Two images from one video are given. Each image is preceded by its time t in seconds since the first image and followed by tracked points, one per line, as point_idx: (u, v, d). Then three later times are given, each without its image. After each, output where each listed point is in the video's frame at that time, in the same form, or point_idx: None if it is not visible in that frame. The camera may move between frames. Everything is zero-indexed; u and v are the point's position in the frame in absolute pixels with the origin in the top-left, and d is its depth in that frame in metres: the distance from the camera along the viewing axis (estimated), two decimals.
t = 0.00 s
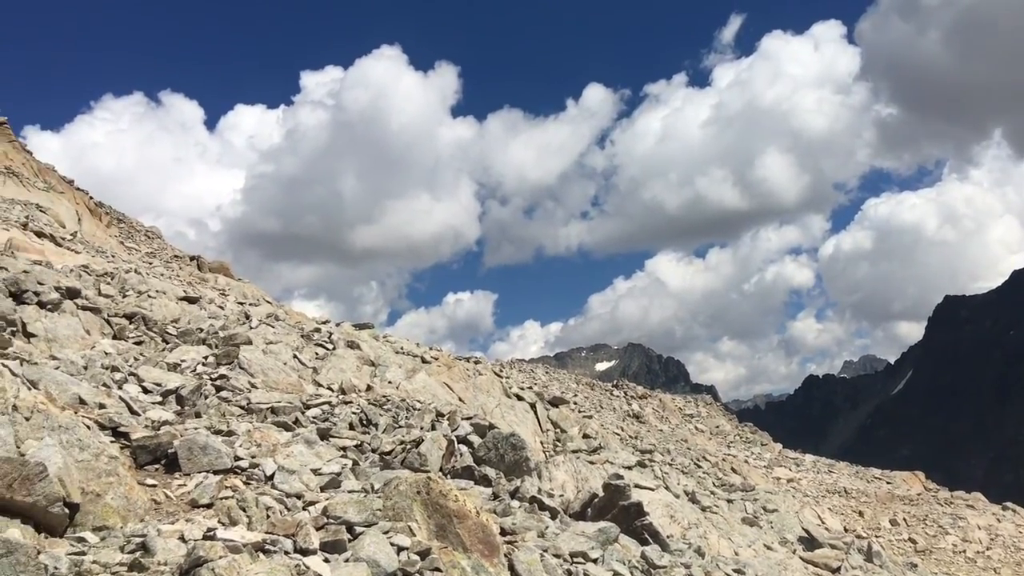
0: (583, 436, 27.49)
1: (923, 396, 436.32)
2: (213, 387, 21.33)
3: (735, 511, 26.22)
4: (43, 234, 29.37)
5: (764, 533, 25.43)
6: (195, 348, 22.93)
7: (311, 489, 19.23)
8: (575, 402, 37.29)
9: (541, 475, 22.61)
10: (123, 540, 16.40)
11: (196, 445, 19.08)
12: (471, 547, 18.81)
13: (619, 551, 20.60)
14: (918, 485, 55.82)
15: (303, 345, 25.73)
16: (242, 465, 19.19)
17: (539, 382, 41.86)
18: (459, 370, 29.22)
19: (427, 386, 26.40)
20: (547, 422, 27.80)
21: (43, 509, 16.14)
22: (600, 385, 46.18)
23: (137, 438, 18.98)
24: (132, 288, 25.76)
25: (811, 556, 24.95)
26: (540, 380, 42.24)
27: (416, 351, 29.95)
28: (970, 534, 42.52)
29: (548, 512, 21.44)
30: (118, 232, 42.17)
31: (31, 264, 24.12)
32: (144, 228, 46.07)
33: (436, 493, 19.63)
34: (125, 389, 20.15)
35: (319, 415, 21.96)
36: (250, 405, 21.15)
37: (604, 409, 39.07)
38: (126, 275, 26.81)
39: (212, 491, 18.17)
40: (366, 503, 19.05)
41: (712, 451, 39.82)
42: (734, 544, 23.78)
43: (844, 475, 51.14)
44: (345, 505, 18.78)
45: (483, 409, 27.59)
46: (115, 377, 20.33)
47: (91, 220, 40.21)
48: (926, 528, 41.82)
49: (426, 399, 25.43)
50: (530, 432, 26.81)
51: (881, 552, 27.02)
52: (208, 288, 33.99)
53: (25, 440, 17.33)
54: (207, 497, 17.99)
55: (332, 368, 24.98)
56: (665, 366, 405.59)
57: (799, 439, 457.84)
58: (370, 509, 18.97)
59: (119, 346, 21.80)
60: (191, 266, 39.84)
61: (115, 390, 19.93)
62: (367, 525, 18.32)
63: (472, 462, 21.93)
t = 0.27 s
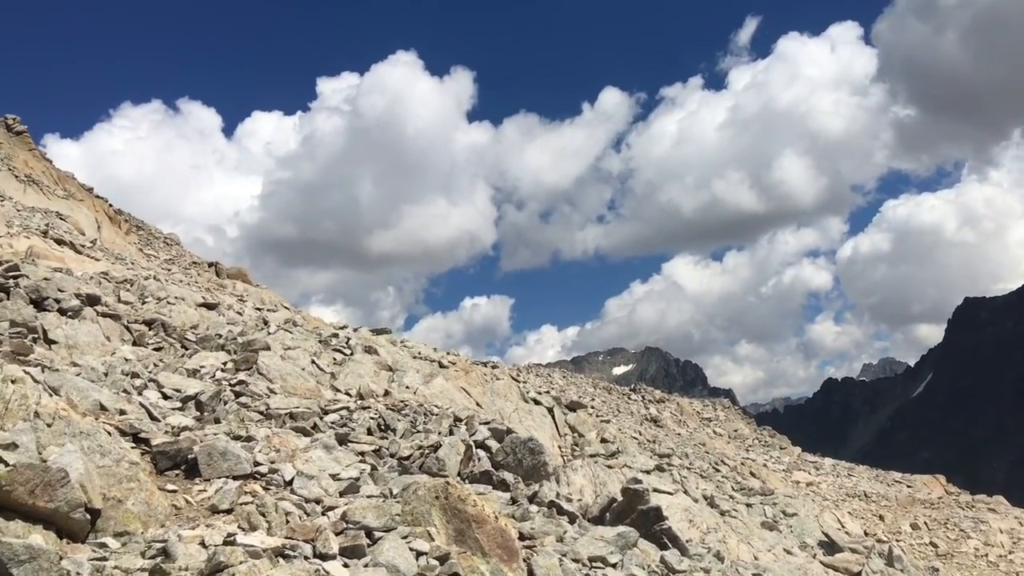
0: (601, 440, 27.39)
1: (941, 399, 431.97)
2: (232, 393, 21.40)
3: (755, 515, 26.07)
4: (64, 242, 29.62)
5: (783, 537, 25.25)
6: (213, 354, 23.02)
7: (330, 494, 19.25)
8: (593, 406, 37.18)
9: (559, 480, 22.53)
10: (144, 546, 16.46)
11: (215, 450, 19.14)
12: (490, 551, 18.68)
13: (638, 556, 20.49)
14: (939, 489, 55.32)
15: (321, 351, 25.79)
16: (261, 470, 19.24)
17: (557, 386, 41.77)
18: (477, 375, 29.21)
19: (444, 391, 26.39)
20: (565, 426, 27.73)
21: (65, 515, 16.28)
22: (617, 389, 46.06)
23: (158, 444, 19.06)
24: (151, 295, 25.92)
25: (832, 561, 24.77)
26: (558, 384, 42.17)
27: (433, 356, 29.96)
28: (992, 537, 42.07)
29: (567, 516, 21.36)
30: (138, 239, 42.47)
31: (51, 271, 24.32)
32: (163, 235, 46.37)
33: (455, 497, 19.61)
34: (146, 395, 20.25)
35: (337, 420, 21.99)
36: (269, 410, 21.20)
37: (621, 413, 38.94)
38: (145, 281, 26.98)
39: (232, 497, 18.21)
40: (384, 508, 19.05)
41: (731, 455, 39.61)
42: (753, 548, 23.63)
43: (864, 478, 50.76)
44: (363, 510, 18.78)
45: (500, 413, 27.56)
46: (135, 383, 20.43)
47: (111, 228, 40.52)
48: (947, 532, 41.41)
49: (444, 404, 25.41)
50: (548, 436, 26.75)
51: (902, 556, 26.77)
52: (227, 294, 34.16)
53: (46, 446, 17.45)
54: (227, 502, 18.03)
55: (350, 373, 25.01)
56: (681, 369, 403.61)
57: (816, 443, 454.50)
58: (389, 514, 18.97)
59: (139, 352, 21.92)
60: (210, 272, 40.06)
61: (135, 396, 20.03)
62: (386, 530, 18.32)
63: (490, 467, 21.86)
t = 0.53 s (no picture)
0: (620, 445, 27.27)
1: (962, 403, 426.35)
2: (253, 399, 21.46)
3: (776, 520, 25.87)
4: (86, 249, 29.87)
5: (805, 542, 25.05)
6: (234, 359, 23.11)
7: (350, 499, 19.26)
8: (612, 410, 37.05)
9: (579, 484, 22.43)
10: (167, 551, 16.47)
11: (236, 456, 19.19)
12: (511, 557, 18.70)
13: (659, 561, 20.32)
14: (962, 493, 54.74)
15: (341, 356, 25.84)
16: (282, 475, 19.27)
17: (576, 390, 41.66)
18: (496, 379, 29.18)
19: (463, 396, 26.37)
20: (584, 430, 27.66)
21: (89, 520, 16.33)
22: (637, 393, 45.87)
23: (179, 449, 19.14)
24: (172, 301, 26.08)
25: (854, 565, 24.58)
26: (577, 388, 42.05)
27: (452, 361, 29.95)
28: (1017, 542, 41.54)
29: (587, 521, 21.26)
30: (159, 246, 42.75)
31: (74, 278, 24.52)
32: (183, 241, 46.64)
33: (475, 502, 19.58)
34: (167, 401, 20.34)
35: (357, 425, 22.00)
36: (289, 416, 21.25)
37: (640, 417, 38.78)
38: (167, 288, 27.15)
39: (253, 502, 18.24)
40: (405, 513, 19.04)
41: (751, 459, 39.35)
42: (775, 553, 23.45)
43: (886, 482, 50.29)
44: (384, 515, 18.77)
45: (520, 418, 27.50)
46: (157, 389, 20.54)
47: (132, 235, 40.81)
48: (971, 537, 40.93)
49: (463, 409, 25.38)
50: (568, 441, 26.67)
51: (926, 561, 26.48)
52: (247, 300, 34.32)
53: (70, 452, 17.55)
54: (248, 507, 18.07)
55: (369, 379, 25.02)
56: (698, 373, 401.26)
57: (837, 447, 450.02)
58: (409, 519, 18.95)
59: (160, 358, 22.04)
60: (230, 278, 40.25)
61: (157, 402, 20.13)
62: (406, 535, 18.30)
63: (510, 472, 21.81)
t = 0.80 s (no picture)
0: (644, 450, 27.16)
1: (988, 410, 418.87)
2: (279, 404, 21.56)
3: (802, 526, 25.67)
4: (113, 256, 30.21)
5: (832, 548, 24.83)
6: (260, 365, 23.25)
7: (376, 504, 19.30)
8: (636, 415, 36.92)
9: (603, 490, 22.34)
10: (195, 556, 16.55)
11: (263, 461, 19.29)
12: (536, 562, 18.72)
13: (684, 567, 20.16)
14: (991, 498, 54.01)
15: (365, 361, 25.93)
16: (308, 480, 19.35)
17: (599, 395, 41.53)
18: (520, 384, 29.18)
19: (487, 401, 26.37)
20: (608, 436, 27.59)
21: (118, 525, 16.46)
22: (660, 398, 45.69)
23: (207, 454, 19.26)
24: (199, 308, 26.31)
25: (882, 572, 24.35)
26: (600, 393, 41.94)
27: (476, 366, 29.97)
28: None
29: (612, 527, 21.18)
30: (185, 252, 43.13)
31: (103, 285, 24.82)
32: (210, 248, 47.06)
33: (500, 507, 19.54)
34: (194, 406, 20.49)
35: (382, 430, 22.05)
36: (315, 421, 21.34)
37: (664, 422, 38.60)
38: (193, 294, 27.41)
39: (280, 507, 18.32)
40: (430, 518, 19.06)
41: (776, 465, 39.06)
42: (801, 560, 23.26)
43: (913, 488, 49.73)
44: (409, 520, 18.79)
45: (544, 423, 27.47)
46: (184, 395, 20.70)
47: (159, 242, 41.22)
48: (1000, 544, 40.35)
49: (487, 414, 25.38)
50: (592, 446, 26.60)
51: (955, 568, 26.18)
52: (272, 306, 34.56)
53: (100, 457, 17.73)
54: (275, 512, 18.15)
55: (394, 384, 25.08)
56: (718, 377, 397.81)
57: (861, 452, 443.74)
58: (435, 524, 18.96)
59: (188, 364, 22.22)
60: (255, 284, 40.53)
61: (185, 407, 20.28)
62: (432, 540, 18.30)
63: (534, 477, 21.76)
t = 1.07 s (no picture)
0: (666, 454, 27.02)
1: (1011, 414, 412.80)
2: (301, 408, 21.60)
3: (825, 530, 25.46)
4: (136, 260, 30.46)
5: (856, 553, 24.60)
6: (282, 368, 23.31)
7: (397, 508, 19.29)
8: (656, 419, 36.77)
9: (625, 494, 22.21)
10: (219, 559, 16.57)
11: (285, 464, 19.34)
12: (558, 567, 18.62)
13: (707, 572, 19.92)
14: (1017, 503, 53.36)
15: (386, 365, 25.96)
16: (330, 484, 19.37)
17: (619, 399, 41.38)
18: (540, 388, 29.12)
19: (508, 405, 26.34)
20: (629, 439, 27.48)
21: (143, 528, 16.52)
22: (681, 402, 45.52)
23: (230, 458, 19.32)
24: (221, 312, 26.46)
25: None
26: (620, 397, 41.80)
27: (496, 369, 29.97)
28: None
29: (634, 531, 21.04)
30: (207, 256, 43.38)
31: (127, 289, 25.01)
32: (231, 252, 47.32)
33: (521, 511, 19.45)
34: (217, 409, 20.56)
35: (403, 434, 22.05)
36: (336, 425, 21.37)
37: (685, 426, 38.43)
38: (215, 298, 27.58)
39: (302, 510, 18.32)
40: (452, 522, 19.04)
41: (798, 469, 38.78)
42: (824, 565, 23.06)
43: (937, 493, 49.22)
44: (431, 524, 18.76)
45: (564, 426, 27.40)
46: (207, 398, 20.78)
47: (181, 246, 41.51)
48: None
49: (508, 418, 25.34)
50: (613, 450, 26.50)
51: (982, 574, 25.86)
52: (293, 310, 34.70)
53: (124, 460, 17.83)
54: (297, 516, 18.16)
55: (414, 388, 25.08)
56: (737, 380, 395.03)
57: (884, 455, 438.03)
58: (456, 528, 18.94)
59: (210, 367, 22.32)
60: (276, 288, 40.73)
61: (207, 411, 20.36)
62: (453, 544, 18.27)
63: (555, 481, 21.68)
